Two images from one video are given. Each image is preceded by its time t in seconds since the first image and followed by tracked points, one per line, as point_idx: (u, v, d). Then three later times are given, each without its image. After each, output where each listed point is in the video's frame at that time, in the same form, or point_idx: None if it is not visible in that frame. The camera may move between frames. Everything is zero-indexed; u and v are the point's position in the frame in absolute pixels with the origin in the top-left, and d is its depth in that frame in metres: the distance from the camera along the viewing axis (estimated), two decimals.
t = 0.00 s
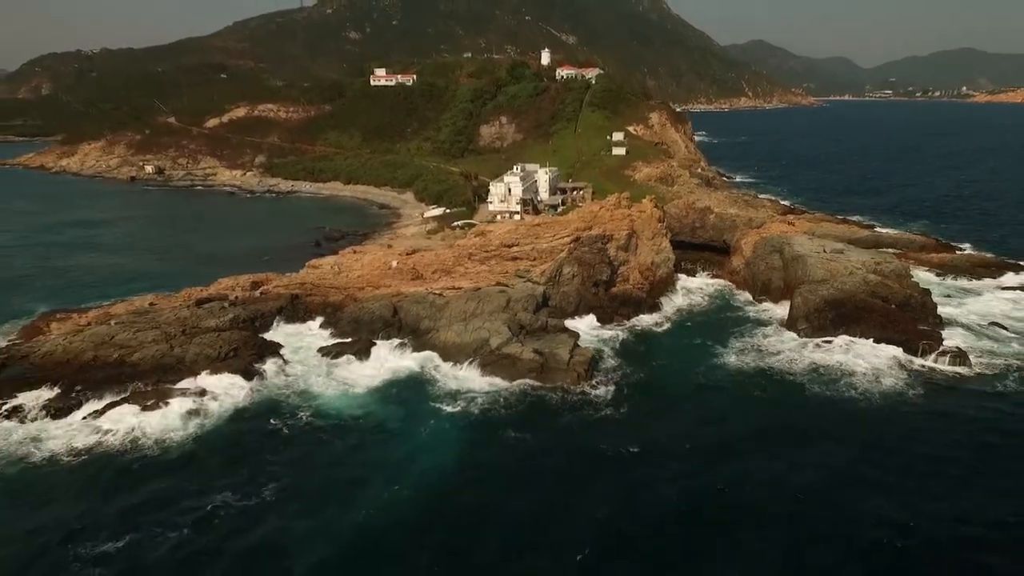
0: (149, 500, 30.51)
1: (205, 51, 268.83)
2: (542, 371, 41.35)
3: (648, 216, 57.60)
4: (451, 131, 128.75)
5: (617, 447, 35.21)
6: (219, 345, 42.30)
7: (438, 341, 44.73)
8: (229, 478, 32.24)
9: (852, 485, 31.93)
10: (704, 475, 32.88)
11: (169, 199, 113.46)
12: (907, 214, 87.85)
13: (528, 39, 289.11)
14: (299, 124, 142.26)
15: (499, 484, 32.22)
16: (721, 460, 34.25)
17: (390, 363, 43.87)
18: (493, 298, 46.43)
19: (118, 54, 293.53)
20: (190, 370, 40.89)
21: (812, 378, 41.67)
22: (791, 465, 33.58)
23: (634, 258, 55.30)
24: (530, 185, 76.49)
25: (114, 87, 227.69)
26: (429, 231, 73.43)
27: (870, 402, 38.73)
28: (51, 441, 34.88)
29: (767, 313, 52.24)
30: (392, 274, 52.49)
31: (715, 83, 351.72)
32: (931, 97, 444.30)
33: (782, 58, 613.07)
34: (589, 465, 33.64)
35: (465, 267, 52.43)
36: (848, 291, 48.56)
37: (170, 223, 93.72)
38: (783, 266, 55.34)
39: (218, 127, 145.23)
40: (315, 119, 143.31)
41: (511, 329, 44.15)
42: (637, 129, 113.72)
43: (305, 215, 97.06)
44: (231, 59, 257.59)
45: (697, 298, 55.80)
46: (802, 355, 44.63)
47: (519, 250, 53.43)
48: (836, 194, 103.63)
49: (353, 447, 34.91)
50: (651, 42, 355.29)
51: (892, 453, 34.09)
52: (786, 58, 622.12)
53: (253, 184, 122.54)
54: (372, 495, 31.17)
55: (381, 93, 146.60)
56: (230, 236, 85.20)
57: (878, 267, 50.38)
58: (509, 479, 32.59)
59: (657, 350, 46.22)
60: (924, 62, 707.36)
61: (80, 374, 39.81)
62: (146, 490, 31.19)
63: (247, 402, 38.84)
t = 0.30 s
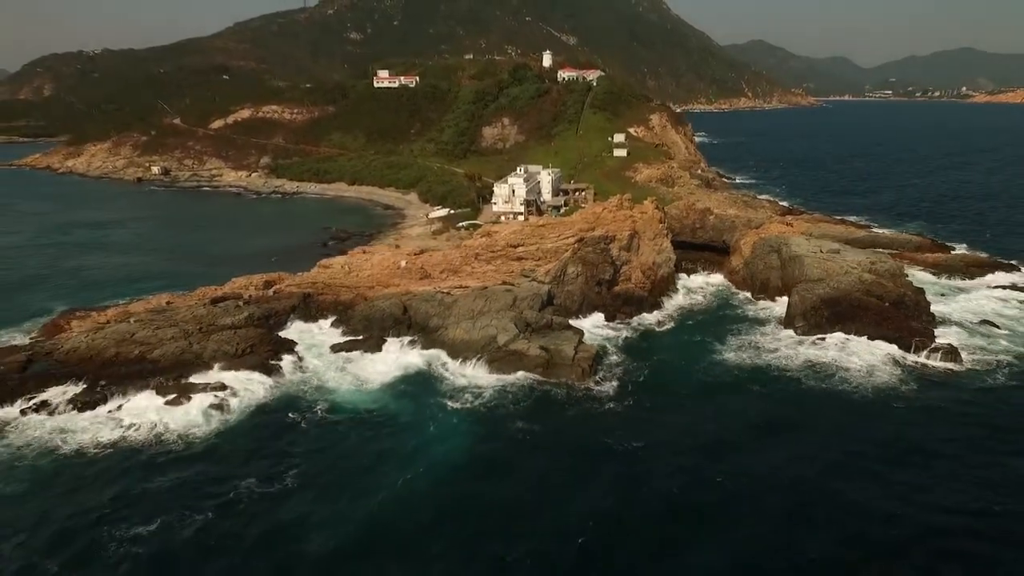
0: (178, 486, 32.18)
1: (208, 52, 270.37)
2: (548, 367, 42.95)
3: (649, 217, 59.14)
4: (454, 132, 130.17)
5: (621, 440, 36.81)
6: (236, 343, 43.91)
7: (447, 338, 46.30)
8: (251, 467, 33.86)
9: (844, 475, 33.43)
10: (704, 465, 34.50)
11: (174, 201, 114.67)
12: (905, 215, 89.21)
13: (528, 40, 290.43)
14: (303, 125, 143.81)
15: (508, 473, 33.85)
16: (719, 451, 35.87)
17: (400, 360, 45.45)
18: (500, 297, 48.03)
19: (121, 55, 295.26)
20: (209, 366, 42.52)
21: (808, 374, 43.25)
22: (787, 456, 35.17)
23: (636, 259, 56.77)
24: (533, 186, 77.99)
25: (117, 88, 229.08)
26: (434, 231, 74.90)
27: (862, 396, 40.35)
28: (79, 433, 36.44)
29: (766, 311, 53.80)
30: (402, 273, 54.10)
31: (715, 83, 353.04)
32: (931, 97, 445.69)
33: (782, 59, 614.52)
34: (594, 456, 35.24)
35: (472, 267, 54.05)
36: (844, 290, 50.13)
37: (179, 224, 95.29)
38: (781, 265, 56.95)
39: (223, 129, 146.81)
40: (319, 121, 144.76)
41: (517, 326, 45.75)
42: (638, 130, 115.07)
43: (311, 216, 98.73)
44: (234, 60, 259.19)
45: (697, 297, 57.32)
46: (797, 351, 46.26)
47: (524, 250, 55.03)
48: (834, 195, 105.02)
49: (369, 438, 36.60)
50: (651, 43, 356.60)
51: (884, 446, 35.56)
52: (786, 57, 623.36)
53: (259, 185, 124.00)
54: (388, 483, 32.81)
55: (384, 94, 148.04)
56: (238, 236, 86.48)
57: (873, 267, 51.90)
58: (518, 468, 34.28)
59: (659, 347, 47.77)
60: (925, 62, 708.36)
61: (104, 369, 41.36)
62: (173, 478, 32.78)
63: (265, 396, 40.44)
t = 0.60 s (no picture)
0: (203, 474, 33.79)
1: (211, 52, 271.91)
2: (553, 363, 44.47)
3: (651, 219, 60.61)
4: (457, 133, 131.69)
5: (625, 432, 38.39)
6: (252, 340, 45.51)
7: (456, 335, 47.79)
8: (272, 456, 35.44)
9: (839, 467, 34.87)
10: (705, 456, 36.13)
11: (181, 201, 116.25)
12: (903, 215, 90.62)
13: (530, 40, 291.85)
14: (308, 126, 145.36)
15: (517, 462, 35.43)
16: (719, 442, 37.46)
17: (410, 356, 46.93)
18: (507, 296, 49.51)
19: (124, 55, 296.99)
20: (226, 362, 44.10)
21: (804, 370, 44.76)
22: (784, 447, 36.77)
23: (639, 259, 58.14)
24: (537, 187, 79.43)
25: (121, 89, 230.63)
26: (439, 232, 76.49)
27: (856, 391, 41.90)
28: (104, 426, 38.00)
29: (764, 309, 55.28)
30: (410, 273, 55.65)
31: (715, 83, 354.36)
32: (932, 97, 446.61)
33: (782, 59, 615.66)
34: (599, 447, 36.87)
35: (478, 267, 55.58)
36: (840, 289, 51.60)
37: (187, 224, 96.74)
38: (780, 265, 58.45)
39: (228, 130, 148.45)
40: (323, 122, 146.27)
41: (524, 323, 47.28)
42: (639, 132, 116.42)
43: (317, 216, 100.31)
44: (237, 60, 260.78)
45: (698, 297, 58.81)
46: (795, 349, 47.76)
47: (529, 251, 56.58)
48: (833, 195, 106.42)
49: (384, 429, 38.17)
50: (652, 43, 357.89)
51: (876, 439, 36.99)
52: (786, 58, 624.74)
53: (264, 186, 125.50)
54: (403, 471, 34.43)
55: (388, 96, 149.57)
56: (247, 236, 88.09)
57: (869, 267, 53.39)
58: (527, 457, 35.86)
59: (661, 344, 49.30)
60: (925, 62, 709.33)
61: (125, 366, 42.87)
62: (198, 466, 34.42)
63: (280, 391, 41.97)
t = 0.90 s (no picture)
0: (226, 463, 35.39)
1: (213, 53, 273.31)
2: (559, 359, 45.92)
3: (653, 220, 62.07)
4: (460, 135, 133.12)
5: (628, 425, 39.93)
6: (267, 338, 47.08)
7: (464, 333, 49.25)
8: (291, 447, 37.01)
9: (833, 460, 36.15)
10: (706, 448, 37.71)
11: (188, 202, 117.74)
12: (900, 215, 92.02)
13: (531, 41, 293.29)
14: (312, 128, 146.84)
15: (526, 453, 37.00)
16: (719, 435, 38.96)
17: (420, 354, 48.40)
18: (513, 295, 50.96)
19: (127, 56, 298.51)
20: (242, 359, 45.67)
21: (801, 367, 46.25)
22: (781, 439, 38.29)
23: (641, 259, 59.58)
24: (540, 188, 80.90)
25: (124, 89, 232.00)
26: (444, 232, 77.99)
27: (851, 386, 43.38)
28: (129, 420, 39.54)
29: (763, 309, 56.75)
30: (419, 273, 57.15)
31: (716, 83, 355.76)
32: (932, 97, 447.81)
33: (782, 59, 616.90)
34: (604, 439, 38.41)
35: (485, 267, 57.06)
36: (837, 288, 53.06)
37: (195, 225, 98.18)
38: (778, 265, 59.96)
39: (233, 131, 149.92)
40: (327, 123, 147.76)
41: (530, 321, 48.79)
42: (640, 133, 117.73)
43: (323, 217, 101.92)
44: (239, 61, 262.12)
45: (699, 296, 60.29)
46: (793, 346, 49.26)
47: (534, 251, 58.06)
48: (832, 196, 107.83)
49: (397, 422, 39.70)
50: (653, 44, 359.31)
51: (870, 433, 38.31)
52: (786, 58, 626.30)
53: (270, 187, 126.97)
54: (417, 461, 36.01)
55: (392, 98, 151.05)
56: (255, 237, 89.57)
57: (865, 267, 54.85)
58: (535, 448, 37.42)
59: (663, 342, 50.84)
60: (925, 62, 710.42)
61: (145, 362, 44.42)
62: (220, 457, 36.00)
63: (295, 386, 43.51)
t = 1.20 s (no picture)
0: (247, 453, 37.00)
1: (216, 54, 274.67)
2: (564, 355, 47.48)
3: (654, 220, 63.59)
4: (463, 135, 134.66)
5: (631, 418, 41.56)
6: (281, 335, 48.64)
7: (472, 330, 50.80)
8: (308, 438, 38.60)
9: (828, 452, 37.72)
10: (706, 439, 39.34)
11: (195, 202, 119.33)
12: (897, 216, 93.52)
13: (531, 41, 294.77)
14: (316, 129, 148.40)
15: (532, 444, 38.63)
16: (719, 427, 40.57)
17: (429, 350, 49.95)
18: (519, 293, 52.48)
19: (130, 57, 299.94)
20: (257, 355, 47.23)
21: (798, 363, 47.81)
22: (778, 432, 39.89)
23: (643, 258, 61.12)
24: (543, 189, 82.42)
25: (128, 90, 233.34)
26: (450, 233, 79.56)
27: (846, 382, 44.92)
28: (151, 413, 41.13)
29: (761, 307, 58.30)
30: (426, 272, 58.66)
31: (716, 83, 357.26)
32: (932, 98, 449.37)
33: (782, 59, 618.42)
34: (608, 432, 40.02)
35: (491, 266, 58.63)
36: (833, 287, 54.59)
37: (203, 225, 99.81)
38: (776, 264, 61.50)
39: (238, 132, 151.43)
40: (330, 124, 149.33)
41: (535, 318, 50.34)
42: (641, 134, 119.19)
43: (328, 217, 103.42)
44: (242, 62, 263.45)
45: (699, 295, 61.86)
46: (790, 344, 50.83)
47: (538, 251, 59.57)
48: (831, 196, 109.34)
49: (408, 415, 41.29)
50: (653, 44, 360.86)
51: (863, 427, 39.87)
52: (786, 58, 627.87)
53: (275, 188, 128.53)
54: (429, 451, 37.66)
55: (395, 99, 152.58)
56: (262, 237, 91.18)
57: (860, 266, 56.38)
58: (541, 440, 39.03)
59: (664, 339, 52.45)
60: (925, 62, 711.88)
61: (164, 358, 45.96)
62: (241, 447, 37.58)
63: (310, 381, 45.10)
